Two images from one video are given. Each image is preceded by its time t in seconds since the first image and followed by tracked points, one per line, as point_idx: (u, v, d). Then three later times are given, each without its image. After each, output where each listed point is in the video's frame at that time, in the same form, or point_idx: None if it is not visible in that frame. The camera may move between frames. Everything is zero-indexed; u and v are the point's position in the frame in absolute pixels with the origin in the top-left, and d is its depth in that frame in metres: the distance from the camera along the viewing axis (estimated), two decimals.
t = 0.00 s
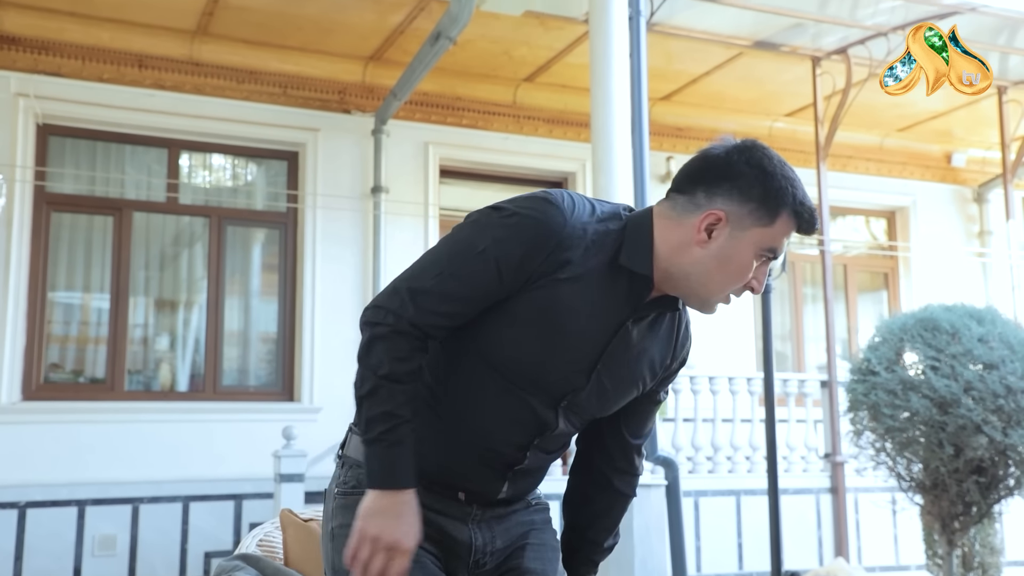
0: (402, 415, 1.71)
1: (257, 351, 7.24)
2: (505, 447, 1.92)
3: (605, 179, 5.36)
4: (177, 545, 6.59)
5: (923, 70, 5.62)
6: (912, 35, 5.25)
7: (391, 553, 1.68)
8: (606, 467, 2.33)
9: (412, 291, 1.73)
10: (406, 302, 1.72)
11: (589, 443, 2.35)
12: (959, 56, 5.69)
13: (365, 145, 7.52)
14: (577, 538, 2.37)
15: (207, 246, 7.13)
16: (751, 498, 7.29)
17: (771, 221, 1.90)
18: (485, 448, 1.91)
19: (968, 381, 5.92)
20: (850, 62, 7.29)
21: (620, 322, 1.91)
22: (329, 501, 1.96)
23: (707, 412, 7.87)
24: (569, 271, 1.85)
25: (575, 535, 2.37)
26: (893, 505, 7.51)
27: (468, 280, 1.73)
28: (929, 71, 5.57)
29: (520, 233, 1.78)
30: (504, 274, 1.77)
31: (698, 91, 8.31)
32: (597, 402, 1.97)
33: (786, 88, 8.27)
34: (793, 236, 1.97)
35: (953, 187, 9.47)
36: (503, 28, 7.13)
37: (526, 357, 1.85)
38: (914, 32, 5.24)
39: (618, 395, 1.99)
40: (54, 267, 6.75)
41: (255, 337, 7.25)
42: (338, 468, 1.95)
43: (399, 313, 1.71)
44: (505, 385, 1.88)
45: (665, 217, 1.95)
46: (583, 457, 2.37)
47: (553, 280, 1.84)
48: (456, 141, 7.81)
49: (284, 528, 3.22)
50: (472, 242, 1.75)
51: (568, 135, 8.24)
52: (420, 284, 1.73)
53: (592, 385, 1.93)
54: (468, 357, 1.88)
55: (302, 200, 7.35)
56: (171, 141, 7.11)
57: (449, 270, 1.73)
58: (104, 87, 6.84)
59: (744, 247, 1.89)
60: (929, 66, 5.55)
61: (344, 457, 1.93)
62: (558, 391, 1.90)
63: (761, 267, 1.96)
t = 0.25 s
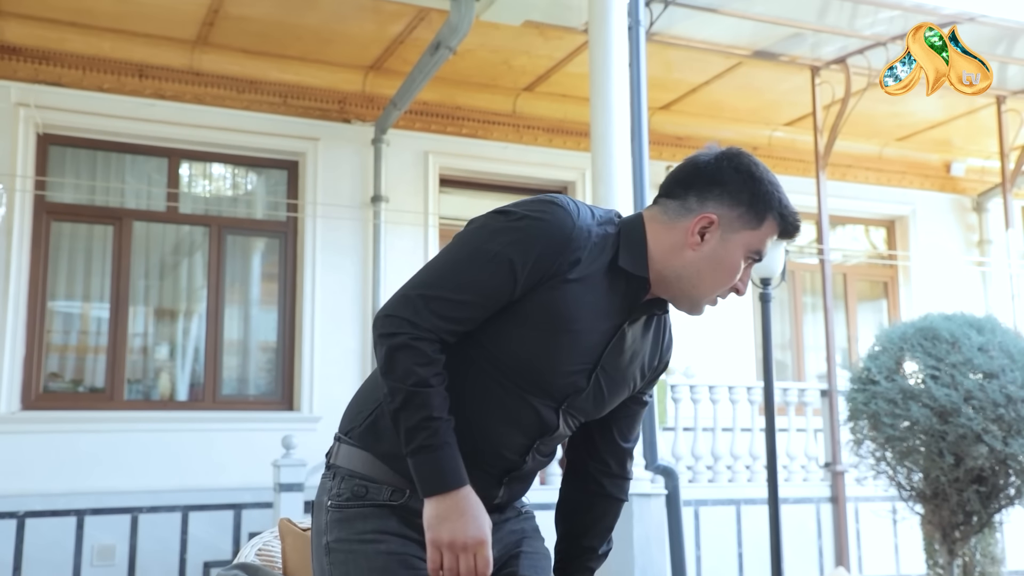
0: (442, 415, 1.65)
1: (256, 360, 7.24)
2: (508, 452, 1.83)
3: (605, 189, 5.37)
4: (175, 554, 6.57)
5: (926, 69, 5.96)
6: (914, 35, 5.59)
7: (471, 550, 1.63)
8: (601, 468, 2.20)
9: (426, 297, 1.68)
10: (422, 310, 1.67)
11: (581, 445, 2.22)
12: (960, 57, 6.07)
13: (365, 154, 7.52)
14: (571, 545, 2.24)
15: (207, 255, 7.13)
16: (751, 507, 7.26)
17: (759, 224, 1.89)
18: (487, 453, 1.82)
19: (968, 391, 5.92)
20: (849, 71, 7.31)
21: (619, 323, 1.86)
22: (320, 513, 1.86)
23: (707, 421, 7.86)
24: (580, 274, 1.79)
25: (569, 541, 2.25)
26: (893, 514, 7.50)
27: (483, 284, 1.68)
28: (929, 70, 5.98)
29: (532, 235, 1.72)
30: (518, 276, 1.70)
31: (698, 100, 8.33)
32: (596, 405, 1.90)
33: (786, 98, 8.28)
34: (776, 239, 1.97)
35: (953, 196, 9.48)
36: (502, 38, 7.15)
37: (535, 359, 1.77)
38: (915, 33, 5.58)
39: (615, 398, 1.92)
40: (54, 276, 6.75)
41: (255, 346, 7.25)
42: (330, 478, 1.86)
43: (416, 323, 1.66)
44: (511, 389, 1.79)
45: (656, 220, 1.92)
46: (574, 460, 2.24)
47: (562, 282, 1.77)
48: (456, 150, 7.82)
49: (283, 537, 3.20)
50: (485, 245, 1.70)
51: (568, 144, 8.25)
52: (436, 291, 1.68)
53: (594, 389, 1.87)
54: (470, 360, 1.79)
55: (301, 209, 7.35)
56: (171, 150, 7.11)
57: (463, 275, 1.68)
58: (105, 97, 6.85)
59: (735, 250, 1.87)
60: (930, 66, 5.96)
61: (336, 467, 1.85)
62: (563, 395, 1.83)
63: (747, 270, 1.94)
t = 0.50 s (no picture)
0: (419, 408, 1.61)
1: (255, 368, 7.23)
2: (501, 444, 1.77)
3: (604, 196, 5.38)
4: (174, 563, 6.55)
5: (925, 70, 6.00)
6: (914, 34, 5.71)
7: (433, 547, 1.57)
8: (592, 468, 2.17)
9: (417, 286, 1.66)
10: (411, 299, 1.65)
11: (570, 446, 2.19)
12: (960, 57, 5.99)
13: (365, 162, 7.52)
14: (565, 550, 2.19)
15: (206, 262, 7.13)
16: (751, 515, 7.25)
17: (730, 211, 1.93)
18: (480, 445, 1.76)
19: (967, 399, 5.92)
20: (848, 79, 7.32)
21: (603, 312, 1.84)
22: (313, 522, 1.81)
23: (707, 429, 7.85)
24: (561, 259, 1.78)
25: (561, 547, 2.20)
26: (892, 522, 7.49)
27: (471, 269, 1.67)
28: (929, 70, 5.97)
29: (516, 222, 1.72)
30: (505, 260, 1.69)
31: (697, 108, 8.34)
32: (581, 397, 1.86)
33: (784, 106, 8.30)
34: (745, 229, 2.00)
35: (951, 204, 9.49)
36: (501, 46, 7.17)
37: (524, 346, 1.74)
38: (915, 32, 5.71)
39: (599, 388, 1.88)
40: (53, 283, 6.74)
41: (254, 353, 7.24)
42: (321, 487, 1.81)
43: (408, 312, 1.63)
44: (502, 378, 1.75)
45: (632, 212, 1.94)
46: (563, 462, 2.20)
47: (545, 267, 1.76)
48: (455, 157, 7.82)
49: (283, 544, 3.18)
50: (470, 234, 1.69)
51: (567, 151, 8.26)
52: (427, 280, 1.66)
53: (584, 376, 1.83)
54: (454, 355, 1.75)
55: (301, 217, 7.35)
56: (171, 158, 7.12)
57: (449, 262, 1.67)
58: (104, 104, 6.85)
59: (710, 236, 1.90)
60: (929, 66, 5.93)
61: (327, 474, 1.80)
62: (552, 384, 1.79)
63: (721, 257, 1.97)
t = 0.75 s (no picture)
0: (388, 403, 1.57)
1: (253, 374, 7.22)
2: (496, 440, 1.74)
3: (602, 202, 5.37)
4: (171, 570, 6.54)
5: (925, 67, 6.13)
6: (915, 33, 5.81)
7: (366, 539, 1.55)
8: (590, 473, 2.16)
9: (406, 280, 1.65)
10: (398, 292, 1.63)
11: (567, 451, 2.18)
12: (960, 58, 6.17)
13: (364, 168, 7.52)
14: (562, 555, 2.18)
15: (205, 268, 7.13)
16: (749, 521, 7.24)
17: (718, 208, 1.93)
18: (475, 441, 1.72)
19: (966, 404, 5.92)
20: (846, 86, 7.33)
21: (594, 308, 1.83)
22: (313, 529, 1.76)
23: (706, 435, 7.85)
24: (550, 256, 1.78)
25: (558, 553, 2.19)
26: (891, 528, 7.49)
27: (458, 262, 1.66)
28: (929, 70, 6.20)
29: (504, 217, 1.72)
30: (492, 252, 1.69)
31: (695, 114, 8.36)
32: (573, 395, 1.87)
33: (783, 112, 8.31)
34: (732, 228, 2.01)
35: (949, 210, 9.51)
36: (500, 52, 7.18)
37: (515, 340, 1.72)
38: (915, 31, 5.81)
39: (594, 390, 1.91)
40: (51, 289, 6.74)
41: (252, 359, 7.23)
42: (321, 494, 1.76)
43: (395, 305, 1.61)
44: (493, 373, 1.72)
45: (621, 212, 1.94)
46: (560, 467, 2.19)
47: (534, 262, 1.75)
48: (454, 163, 7.82)
49: (280, 552, 3.13)
50: (458, 229, 1.69)
51: (566, 157, 8.26)
52: (415, 273, 1.65)
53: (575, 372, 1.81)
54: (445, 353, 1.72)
55: (300, 223, 7.35)
56: (170, 164, 7.12)
57: (435, 255, 1.66)
58: (102, 110, 6.85)
59: (698, 233, 1.90)
60: (930, 65, 6.12)
61: (327, 482, 1.75)
62: (546, 380, 1.77)
63: (709, 255, 1.98)
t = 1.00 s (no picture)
0: (408, 395, 1.58)
1: (250, 378, 7.21)
2: (510, 434, 1.72)
3: (599, 206, 5.37)
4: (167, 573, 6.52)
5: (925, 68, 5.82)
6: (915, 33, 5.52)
7: (393, 529, 1.57)
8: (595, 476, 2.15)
9: (422, 273, 1.66)
10: (413, 285, 1.64)
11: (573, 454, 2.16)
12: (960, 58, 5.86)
13: (360, 171, 7.52)
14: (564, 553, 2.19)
15: (201, 272, 7.12)
16: (745, 525, 7.25)
17: (728, 217, 1.93)
18: (489, 435, 1.70)
19: (962, 408, 5.93)
20: (842, 91, 7.35)
21: (605, 307, 1.82)
22: (328, 528, 1.75)
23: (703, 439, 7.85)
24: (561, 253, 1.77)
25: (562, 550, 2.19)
26: (887, 532, 7.51)
27: (471, 257, 1.67)
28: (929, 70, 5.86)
29: (515, 214, 1.73)
30: (504, 247, 1.69)
31: (692, 119, 8.37)
32: (585, 394, 1.86)
33: (779, 116, 8.33)
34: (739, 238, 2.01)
35: (945, 215, 9.53)
36: (497, 56, 7.18)
37: (527, 335, 1.71)
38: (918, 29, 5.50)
39: (604, 393, 1.90)
40: (47, 292, 6.72)
41: (248, 363, 7.22)
42: (337, 492, 1.75)
43: (409, 297, 1.63)
44: (506, 367, 1.71)
45: (632, 218, 1.93)
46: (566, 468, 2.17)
47: (546, 259, 1.75)
48: (450, 167, 7.82)
49: (277, 555, 3.14)
50: (470, 226, 1.70)
51: (563, 161, 8.27)
52: (430, 267, 1.66)
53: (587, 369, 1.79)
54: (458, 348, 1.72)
55: (296, 226, 7.34)
56: (166, 167, 7.11)
57: (449, 250, 1.67)
58: (98, 113, 6.84)
59: (710, 240, 1.90)
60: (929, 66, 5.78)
61: (342, 480, 1.74)
62: (557, 376, 1.76)
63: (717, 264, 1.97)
